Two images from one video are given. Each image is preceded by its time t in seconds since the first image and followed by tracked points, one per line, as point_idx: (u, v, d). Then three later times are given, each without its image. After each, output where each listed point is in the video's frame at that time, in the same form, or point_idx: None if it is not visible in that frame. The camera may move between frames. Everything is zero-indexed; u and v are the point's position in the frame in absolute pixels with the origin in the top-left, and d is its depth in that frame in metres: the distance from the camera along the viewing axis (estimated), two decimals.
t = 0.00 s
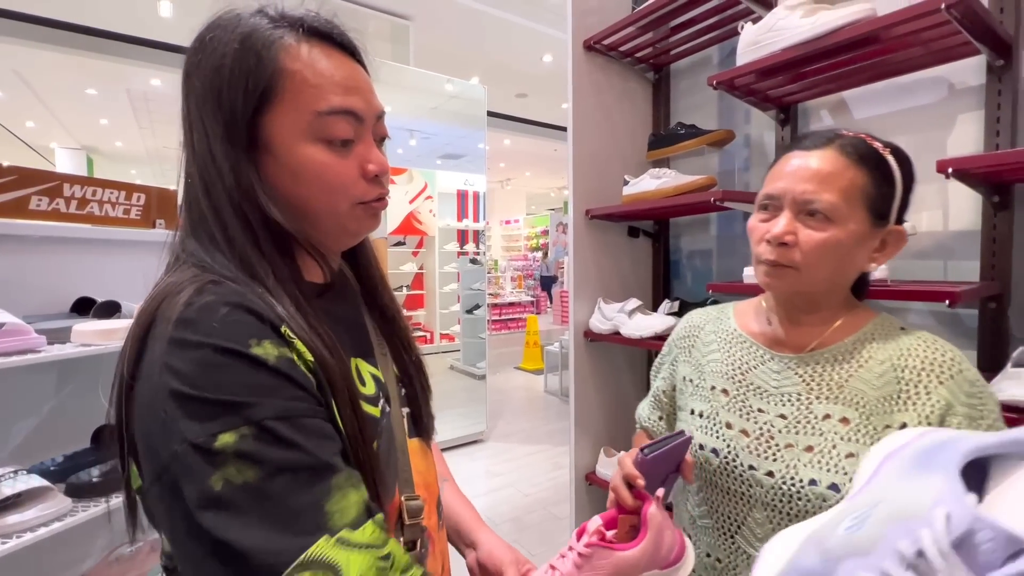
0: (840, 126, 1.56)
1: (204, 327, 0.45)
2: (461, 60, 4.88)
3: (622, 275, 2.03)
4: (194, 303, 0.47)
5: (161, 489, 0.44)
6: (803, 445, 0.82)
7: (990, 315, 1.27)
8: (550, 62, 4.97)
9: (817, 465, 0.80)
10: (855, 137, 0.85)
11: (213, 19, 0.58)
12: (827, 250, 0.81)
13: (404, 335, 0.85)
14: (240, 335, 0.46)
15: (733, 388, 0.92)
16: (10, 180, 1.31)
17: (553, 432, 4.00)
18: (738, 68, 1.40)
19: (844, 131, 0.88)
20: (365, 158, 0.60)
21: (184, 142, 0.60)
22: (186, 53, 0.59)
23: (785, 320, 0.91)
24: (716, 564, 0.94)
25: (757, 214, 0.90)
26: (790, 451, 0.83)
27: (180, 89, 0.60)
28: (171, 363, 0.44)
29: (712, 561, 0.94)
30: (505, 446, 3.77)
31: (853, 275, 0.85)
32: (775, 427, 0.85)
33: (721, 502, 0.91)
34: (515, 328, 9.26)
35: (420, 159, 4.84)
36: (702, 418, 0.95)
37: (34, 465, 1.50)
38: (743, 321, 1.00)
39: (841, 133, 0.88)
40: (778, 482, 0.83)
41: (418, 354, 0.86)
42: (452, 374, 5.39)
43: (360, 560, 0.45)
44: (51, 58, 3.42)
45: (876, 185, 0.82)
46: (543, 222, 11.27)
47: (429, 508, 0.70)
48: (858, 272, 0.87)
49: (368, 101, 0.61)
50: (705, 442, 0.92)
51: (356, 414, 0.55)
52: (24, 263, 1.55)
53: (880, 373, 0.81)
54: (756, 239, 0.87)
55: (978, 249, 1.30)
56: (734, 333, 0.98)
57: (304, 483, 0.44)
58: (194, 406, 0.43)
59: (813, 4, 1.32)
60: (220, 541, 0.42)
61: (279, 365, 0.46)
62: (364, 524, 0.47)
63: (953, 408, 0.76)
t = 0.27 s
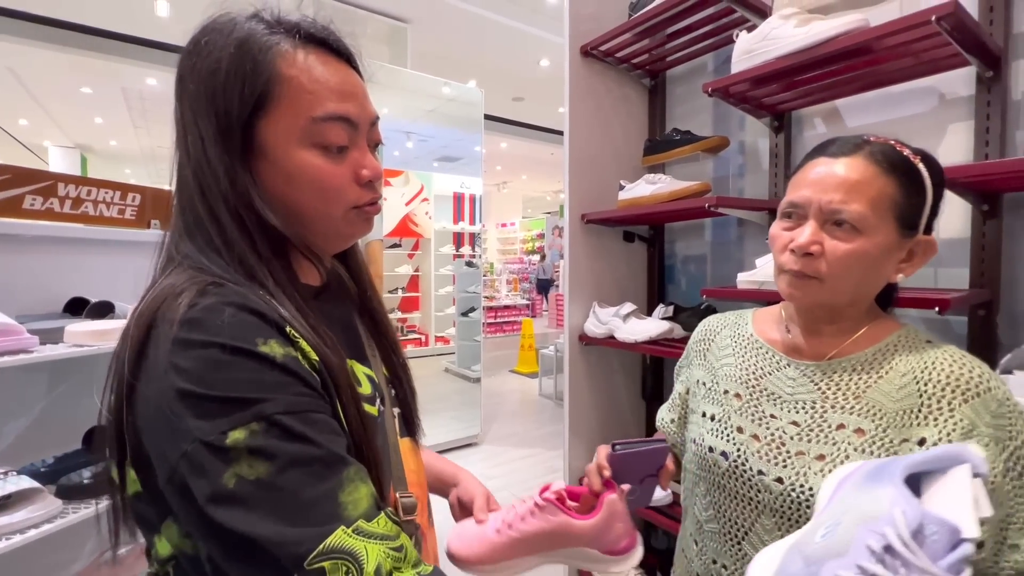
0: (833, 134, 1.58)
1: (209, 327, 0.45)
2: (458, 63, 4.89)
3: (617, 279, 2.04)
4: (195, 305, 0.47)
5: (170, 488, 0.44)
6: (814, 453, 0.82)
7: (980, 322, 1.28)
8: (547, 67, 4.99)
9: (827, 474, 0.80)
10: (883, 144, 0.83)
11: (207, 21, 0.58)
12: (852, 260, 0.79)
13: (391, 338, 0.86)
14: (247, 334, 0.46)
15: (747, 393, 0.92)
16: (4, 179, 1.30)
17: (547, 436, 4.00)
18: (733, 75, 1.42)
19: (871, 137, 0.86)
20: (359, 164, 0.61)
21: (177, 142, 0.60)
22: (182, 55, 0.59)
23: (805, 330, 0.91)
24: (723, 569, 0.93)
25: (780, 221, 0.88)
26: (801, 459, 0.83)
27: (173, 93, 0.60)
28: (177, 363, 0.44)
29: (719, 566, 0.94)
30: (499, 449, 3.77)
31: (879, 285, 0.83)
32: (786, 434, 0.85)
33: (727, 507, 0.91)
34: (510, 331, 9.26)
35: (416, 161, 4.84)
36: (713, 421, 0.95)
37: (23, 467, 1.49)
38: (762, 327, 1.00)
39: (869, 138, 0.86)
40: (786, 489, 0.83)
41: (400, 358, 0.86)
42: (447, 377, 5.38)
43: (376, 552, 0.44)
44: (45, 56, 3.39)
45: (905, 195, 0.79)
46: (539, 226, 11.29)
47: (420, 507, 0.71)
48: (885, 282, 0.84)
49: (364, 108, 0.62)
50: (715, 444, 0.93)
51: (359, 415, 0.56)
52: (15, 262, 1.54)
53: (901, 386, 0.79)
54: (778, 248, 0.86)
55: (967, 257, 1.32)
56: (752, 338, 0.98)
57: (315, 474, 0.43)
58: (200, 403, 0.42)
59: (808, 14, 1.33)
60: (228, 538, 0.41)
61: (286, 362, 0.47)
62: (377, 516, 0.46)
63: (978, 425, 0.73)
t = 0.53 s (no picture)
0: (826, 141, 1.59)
1: (214, 334, 0.44)
2: (455, 65, 4.90)
3: (612, 283, 2.04)
4: (196, 311, 0.46)
5: (168, 503, 0.42)
6: (805, 458, 0.82)
7: (970, 329, 1.29)
8: (544, 70, 5.01)
9: (819, 480, 0.80)
10: (870, 149, 0.83)
11: (204, 16, 0.57)
12: (839, 271, 0.79)
13: (379, 340, 0.86)
14: (251, 342, 0.45)
15: (737, 395, 0.92)
16: None
17: (540, 439, 3.99)
18: (728, 81, 1.43)
19: (858, 142, 0.85)
20: (355, 171, 0.60)
21: (169, 138, 0.59)
22: (176, 48, 0.58)
23: (796, 335, 0.91)
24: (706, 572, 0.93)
25: (770, 231, 0.88)
26: (791, 463, 0.83)
27: (169, 87, 0.59)
28: (179, 370, 0.43)
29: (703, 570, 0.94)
30: (492, 452, 3.76)
31: (870, 293, 0.83)
32: (777, 439, 0.85)
33: (715, 510, 0.91)
34: (504, 334, 9.25)
35: (412, 163, 4.83)
36: (703, 423, 0.95)
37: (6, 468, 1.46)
38: (753, 330, 1.00)
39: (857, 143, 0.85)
40: (777, 494, 0.83)
41: (386, 361, 0.85)
42: (441, 379, 5.36)
43: (381, 570, 0.44)
44: (37, 52, 3.36)
45: (893, 203, 0.79)
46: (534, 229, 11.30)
47: (409, 509, 0.70)
48: (877, 289, 0.84)
49: (364, 115, 0.61)
50: (705, 447, 0.92)
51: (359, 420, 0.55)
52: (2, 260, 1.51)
53: (893, 393, 0.79)
54: (768, 258, 0.86)
55: (958, 264, 1.33)
56: (743, 340, 0.98)
57: (323, 487, 0.43)
58: (205, 415, 0.41)
59: (802, 21, 1.34)
60: (229, 555, 0.40)
61: (290, 371, 0.46)
62: (381, 535, 0.46)
63: (969, 434, 0.73)
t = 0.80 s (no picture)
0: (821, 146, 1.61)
1: (234, 339, 0.44)
2: (453, 67, 4.91)
3: (608, 286, 2.05)
4: (215, 315, 0.46)
5: (192, 507, 0.42)
6: (800, 465, 0.82)
7: (961, 333, 1.31)
8: (541, 73, 5.03)
9: (813, 488, 0.80)
10: (846, 158, 0.83)
11: (217, 15, 0.58)
12: (820, 282, 0.81)
13: (376, 338, 0.85)
14: (271, 345, 0.46)
15: (732, 400, 0.93)
16: None
17: (535, 440, 3.99)
18: (724, 86, 1.44)
19: (836, 150, 0.86)
20: (363, 175, 0.60)
21: (176, 135, 0.59)
22: (186, 46, 0.58)
23: (789, 340, 0.92)
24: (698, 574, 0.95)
25: (753, 242, 0.89)
26: (785, 470, 0.83)
27: (179, 85, 0.59)
28: (201, 375, 0.43)
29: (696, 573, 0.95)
30: (486, 453, 3.76)
31: (856, 301, 0.84)
32: (772, 445, 0.85)
33: (710, 514, 0.92)
34: (500, 335, 9.25)
35: (409, 163, 4.83)
36: (697, 428, 0.95)
37: None
38: (747, 334, 1.01)
39: (834, 151, 0.86)
40: (772, 500, 0.83)
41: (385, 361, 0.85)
42: (436, 380, 5.35)
43: (408, 567, 0.46)
44: (32, 49, 3.34)
45: (869, 212, 0.80)
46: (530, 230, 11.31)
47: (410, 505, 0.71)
48: (863, 295, 0.85)
49: (374, 118, 0.61)
50: (699, 452, 0.92)
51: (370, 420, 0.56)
52: None
53: (887, 401, 0.80)
54: (752, 270, 0.88)
55: (950, 270, 1.35)
56: (738, 344, 0.99)
57: (347, 485, 0.44)
58: (231, 419, 0.42)
59: (798, 28, 1.36)
60: (261, 555, 0.41)
61: (309, 374, 0.47)
62: (405, 534, 0.47)
63: (959, 442, 0.75)
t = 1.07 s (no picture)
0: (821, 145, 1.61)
1: (256, 345, 0.44)
2: (452, 66, 4.90)
3: (607, 285, 2.05)
4: (235, 321, 0.46)
5: (217, 513, 0.43)
6: (801, 466, 0.82)
7: (961, 332, 1.31)
8: (541, 73, 5.02)
9: (815, 488, 0.80)
10: (838, 159, 0.83)
11: (229, 11, 0.57)
12: (815, 284, 0.80)
13: (378, 335, 0.85)
14: (291, 350, 0.46)
15: (733, 400, 0.93)
16: None
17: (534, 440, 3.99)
18: (724, 86, 1.44)
19: (827, 151, 0.86)
20: (372, 178, 0.60)
21: (182, 134, 0.59)
22: (195, 42, 0.58)
23: (792, 341, 0.92)
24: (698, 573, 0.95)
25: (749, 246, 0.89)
26: (787, 470, 0.83)
27: (188, 82, 0.59)
28: (223, 381, 0.43)
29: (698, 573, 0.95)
30: (485, 453, 3.76)
31: (855, 302, 0.83)
32: (773, 445, 0.86)
33: (711, 514, 0.92)
34: (499, 335, 9.25)
35: (408, 163, 4.83)
36: (699, 428, 0.95)
37: None
38: (750, 334, 1.00)
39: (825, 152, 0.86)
40: (773, 500, 0.83)
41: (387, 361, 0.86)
42: (435, 380, 5.35)
43: (435, 569, 0.46)
44: (32, 48, 3.35)
45: (862, 212, 0.80)
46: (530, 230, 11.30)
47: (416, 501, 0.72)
48: (862, 296, 0.84)
49: (385, 121, 0.61)
50: (700, 452, 0.93)
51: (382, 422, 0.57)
52: None
53: (890, 402, 0.80)
54: (748, 274, 0.88)
55: (950, 269, 1.34)
56: (739, 344, 0.99)
57: (370, 489, 0.44)
58: (255, 426, 0.42)
59: (798, 27, 1.36)
60: (288, 561, 0.42)
61: (328, 377, 0.47)
62: (430, 536, 0.48)
63: (963, 445, 0.75)
